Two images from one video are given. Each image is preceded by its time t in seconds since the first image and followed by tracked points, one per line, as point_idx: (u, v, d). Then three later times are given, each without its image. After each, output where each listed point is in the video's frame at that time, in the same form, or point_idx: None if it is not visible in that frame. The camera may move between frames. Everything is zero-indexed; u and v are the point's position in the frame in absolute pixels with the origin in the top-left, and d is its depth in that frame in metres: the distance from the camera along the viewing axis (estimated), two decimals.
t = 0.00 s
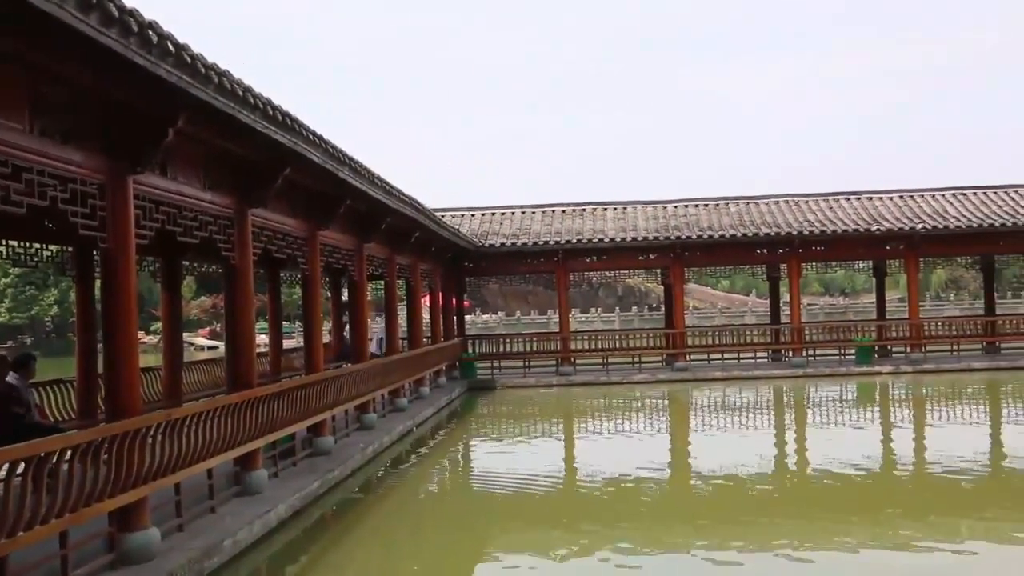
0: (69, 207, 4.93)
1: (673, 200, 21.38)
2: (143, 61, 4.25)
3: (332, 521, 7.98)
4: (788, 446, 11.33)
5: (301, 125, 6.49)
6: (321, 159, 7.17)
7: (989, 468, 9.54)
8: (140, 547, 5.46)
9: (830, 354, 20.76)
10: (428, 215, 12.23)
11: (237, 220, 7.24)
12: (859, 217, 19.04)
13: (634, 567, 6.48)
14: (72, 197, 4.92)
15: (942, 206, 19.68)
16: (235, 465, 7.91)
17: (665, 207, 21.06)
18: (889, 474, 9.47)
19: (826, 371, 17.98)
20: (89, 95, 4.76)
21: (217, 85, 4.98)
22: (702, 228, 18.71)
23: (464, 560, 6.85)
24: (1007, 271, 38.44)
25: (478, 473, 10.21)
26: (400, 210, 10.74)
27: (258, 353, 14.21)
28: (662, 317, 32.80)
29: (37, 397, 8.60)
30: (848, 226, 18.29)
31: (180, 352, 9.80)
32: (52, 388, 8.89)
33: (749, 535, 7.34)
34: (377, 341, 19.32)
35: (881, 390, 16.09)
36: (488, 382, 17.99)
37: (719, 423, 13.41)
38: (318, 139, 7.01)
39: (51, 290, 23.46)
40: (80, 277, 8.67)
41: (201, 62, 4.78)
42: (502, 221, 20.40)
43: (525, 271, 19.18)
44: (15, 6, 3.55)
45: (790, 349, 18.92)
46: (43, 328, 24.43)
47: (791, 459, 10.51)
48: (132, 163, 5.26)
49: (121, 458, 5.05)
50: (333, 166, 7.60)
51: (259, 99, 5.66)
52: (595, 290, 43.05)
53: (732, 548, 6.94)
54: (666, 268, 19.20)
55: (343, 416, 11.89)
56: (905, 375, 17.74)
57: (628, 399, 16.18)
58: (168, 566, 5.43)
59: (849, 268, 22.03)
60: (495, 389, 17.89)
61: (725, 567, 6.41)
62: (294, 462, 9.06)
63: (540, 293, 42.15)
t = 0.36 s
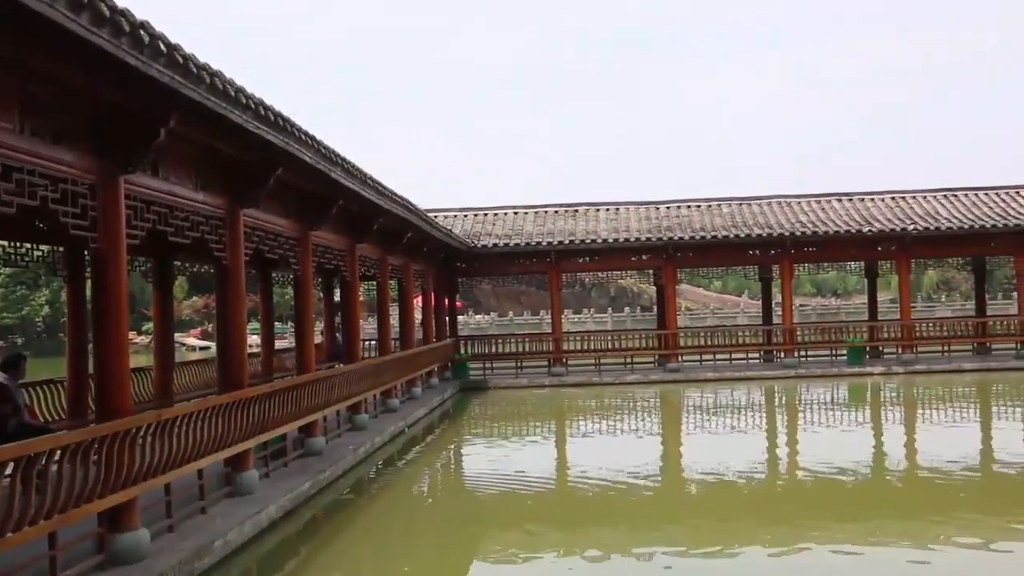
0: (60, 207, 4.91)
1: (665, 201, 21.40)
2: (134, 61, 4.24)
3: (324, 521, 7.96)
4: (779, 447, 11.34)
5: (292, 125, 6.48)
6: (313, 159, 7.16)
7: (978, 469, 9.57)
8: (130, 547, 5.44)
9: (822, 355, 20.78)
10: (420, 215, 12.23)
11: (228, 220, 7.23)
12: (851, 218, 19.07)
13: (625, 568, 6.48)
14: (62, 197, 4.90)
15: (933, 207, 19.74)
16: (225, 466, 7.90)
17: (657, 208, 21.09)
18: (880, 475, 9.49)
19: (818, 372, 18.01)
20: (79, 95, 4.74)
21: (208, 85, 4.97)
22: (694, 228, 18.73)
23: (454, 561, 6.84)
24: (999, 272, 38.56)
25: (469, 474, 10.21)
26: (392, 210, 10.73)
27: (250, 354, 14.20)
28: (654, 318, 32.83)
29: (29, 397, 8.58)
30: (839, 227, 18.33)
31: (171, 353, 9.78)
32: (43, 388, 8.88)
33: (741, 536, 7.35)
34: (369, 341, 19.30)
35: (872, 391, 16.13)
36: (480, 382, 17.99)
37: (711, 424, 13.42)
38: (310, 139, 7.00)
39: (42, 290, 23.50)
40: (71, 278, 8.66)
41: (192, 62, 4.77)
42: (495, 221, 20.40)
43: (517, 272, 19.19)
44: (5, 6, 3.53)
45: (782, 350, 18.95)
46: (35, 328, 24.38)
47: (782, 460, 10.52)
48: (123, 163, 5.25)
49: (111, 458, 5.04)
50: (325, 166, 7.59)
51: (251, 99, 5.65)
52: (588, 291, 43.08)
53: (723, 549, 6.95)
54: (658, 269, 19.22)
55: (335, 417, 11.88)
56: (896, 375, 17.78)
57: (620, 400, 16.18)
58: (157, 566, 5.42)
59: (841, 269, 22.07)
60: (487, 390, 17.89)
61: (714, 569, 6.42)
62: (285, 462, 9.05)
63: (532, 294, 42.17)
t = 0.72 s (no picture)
0: (33, 203, 4.87)
1: (644, 200, 21.43)
2: (109, 55, 4.20)
3: (302, 520, 7.93)
4: (757, 445, 11.37)
5: (270, 122, 6.44)
6: (291, 156, 7.12)
7: (953, 466, 9.63)
8: (105, 546, 5.40)
9: (800, 353, 20.86)
10: (399, 213, 12.19)
11: (205, 218, 7.18)
12: (829, 216, 19.15)
13: (603, 565, 6.48)
14: (35, 193, 4.86)
15: (910, 206, 19.85)
16: (202, 464, 7.84)
17: (636, 206, 21.11)
18: (857, 472, 9.53)
19: (795, 369, 18.07)
20: (54, 90, 4.70)
21: (185, 80, 4.94)
22: (673, 226, 18.77)
23: (433, 559, 6.83)
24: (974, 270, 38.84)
25: (447, 472, 10.18)
26: (371, 207, 10.70)
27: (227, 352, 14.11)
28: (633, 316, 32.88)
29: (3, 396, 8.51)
30: (817, 225, 18.40)
31: (148, 351, 9.73)
32: (18, 386, 8.81)
33: (718, 533, 7.37)
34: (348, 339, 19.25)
35: (849, 388, 16.20)
36: (458, 380, 17.95)
37: (689, 421, 13.45)
38: (287, 136, 6.95)
39: (17, 287, 23.37)
40: (46, 275, 8.60)
41: (169, 57, 4.73)
42: (474, 219, 20.37)
43: (495, 270, 19.16)
44: None
45: (760, 348, 19.01)
46: (10, 326, 24.21)
47: (760, 458, 10.55)
48: (98, 159, 5.21)
49: (85, 456, 5.00)
50: (303, 163, 7.55)
51: (229, 95, 5.61)
52: (567, 289, 43.12)
53: (699, 547, 6.97)
54: (637, 267, 19.24)
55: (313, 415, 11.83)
56: (873, 373, 17.87)
57: (599, 398, 16.19)
58: (132, 565, 5.38)
59: (819, 267, 22.16)
60: (466, 387, 17.85)
61: (693, 565, 6.43)
62: (263, 460, 9.00)
63: (512, 291, 42.18)
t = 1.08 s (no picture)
0: None
1: (603, 200, 21.49)
2: (58, 53, 4.13)
3: (258, 523, 7.86)
4: (714, 443, 11.44)
5: (226, 122, 6.37)
6: (247, 157, 7.06)
7: (907, 463, 9.74)
8: (54, 552, 5.31)
9: (757, 352, 21.01)
10: (357, 213, 12.14)
11: (160, 218, 7.10)
12: (785, 216, 19.32)
13: (562, 565, 6.49)
14: None
15: (865, 206, 20.07)
16: (155, 468, 7.75)
17: (595, 206, 21.17)
18: (813, 470, 9.62)
19: (752, 368, 18.20)
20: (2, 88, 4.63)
21: (138, 80, 4.88)
22: (631, 227, 18.84)
23: (391, 561, 6.79)
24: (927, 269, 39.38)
25: (406, 473, 10.14)
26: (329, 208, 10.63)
27: (182, 354, 13.97)
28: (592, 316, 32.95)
29: None
30: (773, 225, 18.55)
31: (101, 354, 9.60)
32: None
33: (675, 532, 7.39)
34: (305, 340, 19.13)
35: (805, 387, 16.36)
36: (417, 381, 17.90)
37: (647, 421, 13.51)
38: (243, 136, 6.89)
39: None
40: None
41: (122, 56, 4.68)
42: (433, 220, 20.33)
43: (453, 271, 19.13)
44: None
45: (717, 347, 19.13)
46: None
47: (718, 456, 10.61)
48: (49, 158, 5.13)
49: (34, 461, 4.92)
50: (260, 164, 7.49)
51: (183, 95, 5.55)
52: (526, 289, 43.14)
53: (656, 545, 7.01)
54: (596, 267, 19.29)
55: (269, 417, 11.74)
56: (829, 371, 18.06)
57: (558, 398, 16.21)
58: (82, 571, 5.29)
59: (775, 267, 22.33)
60: (425, 388, 17.81)
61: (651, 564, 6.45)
62: (218, 463, 8.92)
63: (471, 292, 42.14)
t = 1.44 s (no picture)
0: None
1: (516, 203, 21.56)
2: None
3: (162, 529, 7.71)
4: (626, 444, 11.56)
5: (130, 119, 6.23)
6: (153, 156, 6.92)
7: (812, 462, 9.97)
8: None
9: (668, 354, 21.27)
10: (267, 214, 11.98)
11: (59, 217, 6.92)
12: (696, 220, 19.61)
13: (473, 569, 6.48)
14: None
15: (773, 211, 20.47)
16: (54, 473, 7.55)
17: (509, 208, 21.23)
18: (721, 470, 9.78)
19: (663, 370, 18.43)
20: None
21: (37, 76, 4.76)
22: (544, 229, 18.94)
23: (299, 565, 6.72)
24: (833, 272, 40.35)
25: (316, 476, 10.04)
26: (239, 209, 10.47)
27: (84, 356, 13.63)
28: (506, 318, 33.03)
29: None
30: (684, 229, 18.82)
31: None
32: None
33: (583, 533, 7.45)
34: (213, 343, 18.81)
35: (715, 388, 16.63)
36: (328, 383, 17.74)
37: (559, 422, 13.60)
38: (149, 134, 6.75)
39: None
40: None
41: (18, 52, 4.55)
42: (346, 221, 20.18)
43: (366, 272, 19.01)
44: None
45: (628, 349, 19.33)
46: None
47: (629, 457, 10.72)
48: None
49: None
50: (166, 163, 7.34)
51: (84, 92, 5.42)
52: (440, 292, 43.06)
53: (566, 546, 7.06)
54: (509, 270, 19.34)
55: (175, 420, 11.53)
56: (737, 373, 18.38)
57: (471, 400, 16.22)
58: None
59: (686, 270, 22.65)
60: (336, 391, 17.66)
61: (560, 566, 6.48)
62: (121, 469, 8.72)
63: (385, 294, 41.95)
